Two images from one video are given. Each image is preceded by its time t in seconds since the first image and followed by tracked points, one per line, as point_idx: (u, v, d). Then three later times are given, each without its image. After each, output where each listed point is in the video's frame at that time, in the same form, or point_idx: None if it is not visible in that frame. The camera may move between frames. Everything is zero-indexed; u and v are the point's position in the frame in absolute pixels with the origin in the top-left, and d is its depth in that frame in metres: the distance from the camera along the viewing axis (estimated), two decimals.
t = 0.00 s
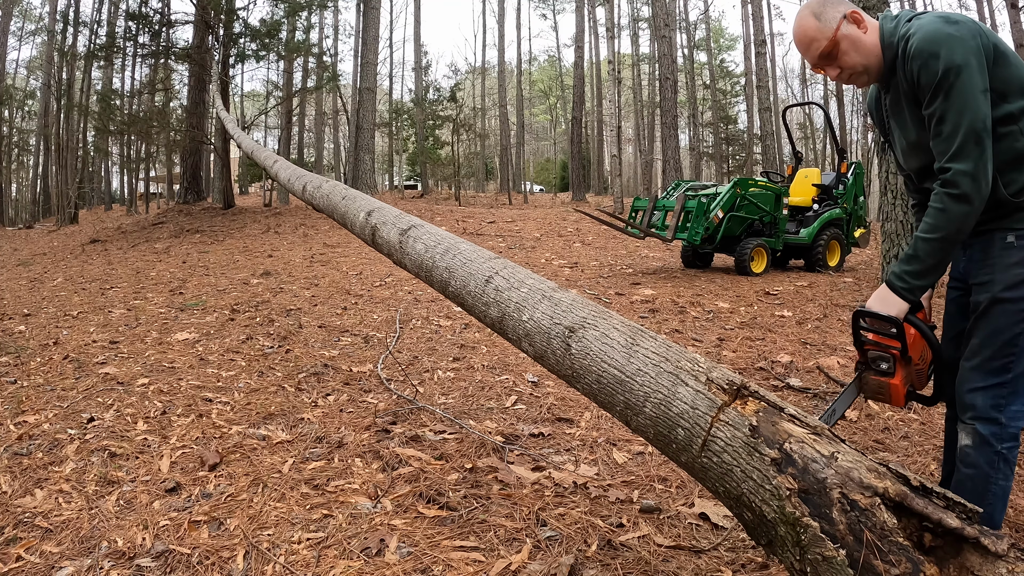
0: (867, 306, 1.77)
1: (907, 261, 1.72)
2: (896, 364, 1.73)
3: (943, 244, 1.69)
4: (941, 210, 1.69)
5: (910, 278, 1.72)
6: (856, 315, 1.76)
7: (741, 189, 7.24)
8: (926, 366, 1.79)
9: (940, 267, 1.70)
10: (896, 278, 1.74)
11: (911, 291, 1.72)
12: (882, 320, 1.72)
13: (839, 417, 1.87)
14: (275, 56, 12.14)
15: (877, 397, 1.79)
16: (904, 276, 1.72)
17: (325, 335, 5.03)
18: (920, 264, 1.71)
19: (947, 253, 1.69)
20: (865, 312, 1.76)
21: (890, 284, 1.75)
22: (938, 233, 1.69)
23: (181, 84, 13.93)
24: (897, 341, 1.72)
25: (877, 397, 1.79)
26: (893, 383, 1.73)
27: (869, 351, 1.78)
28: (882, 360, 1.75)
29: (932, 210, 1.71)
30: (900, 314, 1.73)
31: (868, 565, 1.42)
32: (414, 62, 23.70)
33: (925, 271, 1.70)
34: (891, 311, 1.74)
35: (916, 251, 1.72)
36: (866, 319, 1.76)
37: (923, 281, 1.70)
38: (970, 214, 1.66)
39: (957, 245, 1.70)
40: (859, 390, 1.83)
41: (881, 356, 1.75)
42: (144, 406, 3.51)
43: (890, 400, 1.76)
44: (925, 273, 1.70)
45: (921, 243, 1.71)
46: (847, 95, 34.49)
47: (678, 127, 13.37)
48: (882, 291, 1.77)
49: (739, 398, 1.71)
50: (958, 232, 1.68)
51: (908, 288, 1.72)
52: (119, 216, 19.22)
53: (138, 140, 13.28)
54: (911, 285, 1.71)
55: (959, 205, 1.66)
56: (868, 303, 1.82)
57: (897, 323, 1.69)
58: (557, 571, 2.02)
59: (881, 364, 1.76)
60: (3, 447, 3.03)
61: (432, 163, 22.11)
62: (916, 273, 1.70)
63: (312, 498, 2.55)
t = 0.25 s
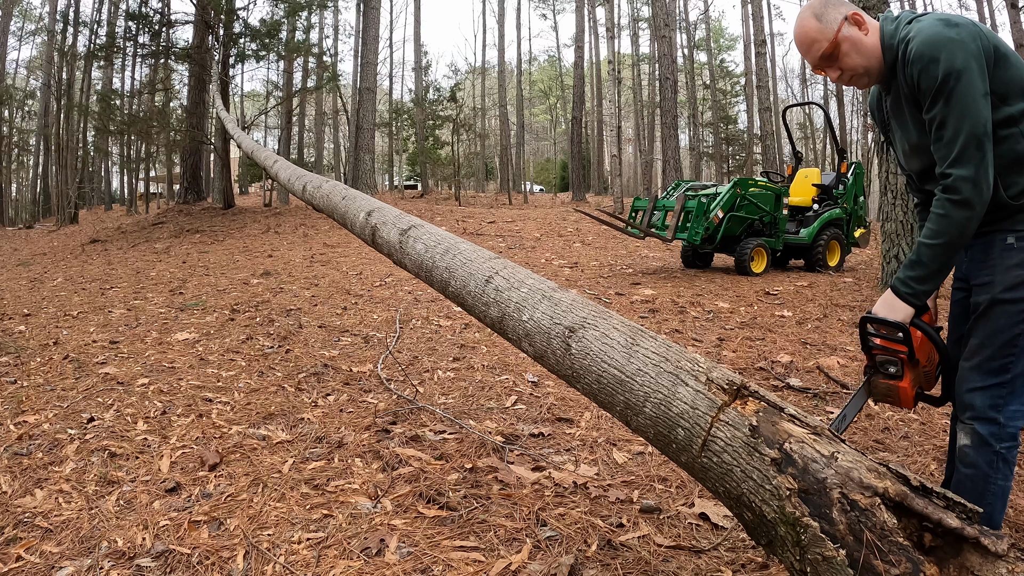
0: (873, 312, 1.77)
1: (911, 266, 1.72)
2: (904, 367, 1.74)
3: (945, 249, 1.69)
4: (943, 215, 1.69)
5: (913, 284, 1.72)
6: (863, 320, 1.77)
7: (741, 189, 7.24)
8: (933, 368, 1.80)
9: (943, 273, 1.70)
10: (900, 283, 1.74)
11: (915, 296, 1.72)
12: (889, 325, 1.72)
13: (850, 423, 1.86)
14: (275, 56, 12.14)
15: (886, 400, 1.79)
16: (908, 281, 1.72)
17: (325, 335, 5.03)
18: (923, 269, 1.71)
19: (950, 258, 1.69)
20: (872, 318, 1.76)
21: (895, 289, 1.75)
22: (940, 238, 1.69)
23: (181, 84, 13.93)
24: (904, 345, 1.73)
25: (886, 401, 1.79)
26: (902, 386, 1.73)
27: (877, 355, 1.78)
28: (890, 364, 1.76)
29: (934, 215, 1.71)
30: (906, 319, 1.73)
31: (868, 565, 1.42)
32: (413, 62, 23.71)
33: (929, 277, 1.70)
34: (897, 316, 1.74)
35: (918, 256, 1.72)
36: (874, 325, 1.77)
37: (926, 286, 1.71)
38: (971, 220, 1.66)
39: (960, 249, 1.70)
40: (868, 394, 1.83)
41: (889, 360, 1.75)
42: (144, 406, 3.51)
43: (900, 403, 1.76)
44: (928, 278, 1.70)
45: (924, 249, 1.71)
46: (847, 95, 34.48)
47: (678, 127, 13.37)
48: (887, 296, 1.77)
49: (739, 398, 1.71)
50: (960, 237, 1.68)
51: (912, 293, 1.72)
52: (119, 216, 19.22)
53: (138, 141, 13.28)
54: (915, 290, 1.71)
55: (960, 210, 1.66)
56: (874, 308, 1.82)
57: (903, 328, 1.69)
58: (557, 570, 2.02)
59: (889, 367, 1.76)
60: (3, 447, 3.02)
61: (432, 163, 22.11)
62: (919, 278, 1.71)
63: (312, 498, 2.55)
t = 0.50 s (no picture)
0: (875, 313, 1.77)
1: (911, 268, 1.72)
2: (907, 369, 1.74)
3: (944, 250, 1.69)
4: (942, 216, 1.69)
5: (913, 285, 1.72)
6: (864, 324, 1.77)
7: (741, 189, 7.24)
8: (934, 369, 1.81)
9: (943, 274, 1.70)
10: (901, 284, 1.74)
11: (916, 298, 1.72)
12: (891, 328, 1.72)
13: (853, 425, 1.85)
14: (276, 56, 12.14)
15: (890, 402, 1.80)
16: (909, 283, 1.73)
17: (325, 335, 5.03)
18: (922, 270, 1.71)
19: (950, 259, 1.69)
20: (873, 321, 1.76)
21: (895, 290, 1.75)
22: (940, 239, 1.69)
23: (181, 84, 13.93)
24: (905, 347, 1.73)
25: (890, 403, 1.80)
26: (905, 388, 1.74)
27: (880, 358, 1.78)
28: (893, 366, 1.76)
29: (932, 216, 1.71)
30: (908, 321, 1.73)
31: (868, 564, 1.42)
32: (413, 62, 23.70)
33: (928, 279, 1.70)
34: (898, 318, 1.74)
35: (919, 258, 1.72)
36: (874, 327, 1.77)
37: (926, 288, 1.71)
38: (970, 221, 1.66)
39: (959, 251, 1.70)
40: (871, 396, 1.84)
41: (892, 362, 1.76)
42: (144, 406, 3.51)
43: (903, 405, 1.77)
44: (929, 279, 1.70)
45: (924, 250, 1.71)
46: (847, 95, 34.49)
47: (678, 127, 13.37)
48: (888, 298, 1.77)
49: (739, 398, 1.71)
50: (960, 238, 1.68)
51: (913, 294, 1.72)
52: (119, 216, 19.22)
53: (138, 141, 13.28)
54: (915, 291, 1.72)
55: (959, 211, 1.66)
56: (876, 311, 1.81)
57: (905, 330, 1.69)
58: (557, 570, 2.02)
59: (892, 370, 1.77)
60: (3, 447, 3.02)
61: (432, 163, 22.11)
62: (920, 280, 1.71)
63: (312, 498, 2.55)
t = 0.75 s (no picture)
0: (875, 314, 1.77)
1: (911, 267, 1.72)
2: (907, 370, 1.74)
3: (944, 249, 1.69)
4: (942, 215, 1.69)
5: (913, 284, 1.72)
6: (864, 325, 1.76)
7: (741, 189, 7.24)
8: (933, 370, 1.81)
9: (942, 273, 1.70)
10: (901, 284, 1.74)
11: (916, 297, 1.72)
12: (891, 328, 1.72)
13: (854, 427, 1.85)
14: (275, 56, 12.14)
15: (890, 404, 1.80)
16: (909, 282, 1.72)
17: (325, 335, 5.03)
18: (923, 270, 1.71)
19: (950, 258, 1.69)
20: (873, 321, 1.75)
21: (896, 290, 1.75)
22: (940, 237, 1.69)
23: (181, 84, 13.93)
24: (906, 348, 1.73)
25: (890, 404, 1.79)
26: (906, 390, 1.74)
27: (880, 358, 1.78)
28: (893, 367, 1.76)
29: (932, 215, 1.71)
30: (908, 322, 1.73)
31: (868, 565, 1.42)
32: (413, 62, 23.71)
33: (928, 278, 1.70)
34: (898, 319, 1.74)
35: (918, 257, 1.72)
36: (874, 328, 1.76)
37: (926, 287, 1.71)
38: (970, 219, 1.66)
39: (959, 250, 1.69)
40: (872, 397, 1.83)
41: (892, 363, 1.75)
42: (144, 406, 3.51)
43: (903, 406, 1.76)
44: (929, 278, 1.70)
45: (923, 249, 1.71)
46: (847, 95, 34.47)
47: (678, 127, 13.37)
48: (888, 298, 1.77)
49: (738, 397, 1.71)
50: (960, 237, 1.67)
51: (914, 294, 1.72)
52: (119, 216, 19.22)
53: (139, 141, 13.28)
54: (915, 291, 1.71)
55: (959, 209, 1.66)
56: (875, 312, 1.81)
57: (905, 331, 1.69)
58: (557, 571, 2.02)
59: (893, 371, 1.76)
60: (3, 447, 3.02)
61: (432, 163, 22.11)
62: (920, 279, 1.71)
63: (312, 498, 2.55)
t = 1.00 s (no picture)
0: (875, 317, 1.78)
1: (911, 269, 1.72)
2: (907, 372, 1.73)
3: (944, 251, 1.69)
4: (941, 216, 1.69)
5: (914, 286, 1.72)
6: (864, 327, 1.76)
7: (741, 189, 7.24)
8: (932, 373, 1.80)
9: (942, 275, 1.70)
10: (901, 286, 1.74)
11: (916, 299, 1.72)
12: (891, 332, 1.72)
13: (853, 429, 1.83)
14: (275, 56, 12.14)
15: (889, 407, 1.78)
16: (908, 285, 1.73)
17: (325, 335, 5.03)
18: (922, 272, 1.71)
19: (950, 260, 1.69)
20: (873, 324, 1.76)
21: (896, 292, 1.75)
22: (939, 238, 1.69)
23: (181, 84, 13.93)
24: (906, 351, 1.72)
25: (890, 407, 1.78)
26: (906, 392, 1.72)
27: (879, 361, 1.77)
28: (893, 370, 1.75)
29: (932, 216, 1.71)
30: (908, 325, 1.73)
31: (868, 565, 1.42)
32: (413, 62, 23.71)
33: (928, 280, 1.70)
34: (898, 322, 1.74)
35: (918, 259, 1.72)
36: (875, 331, 1.76)
37: (927, 289, 1.71)
38: (970, 220, 1.66)
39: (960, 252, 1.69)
40: (872, 400, 1.81)
41: (893, 365, 1.74)
42: (144, 406, 3.51)
43: (904, 409, 1.75)
44: (929, 281, 1.70)
45: (923, 251, 1.71)
46: (847, 95, 34.46)
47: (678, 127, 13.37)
48: (889, 301, 1.77)
49: (739, 398, 1.71)
50: (959, 238, 1.67)
51: (914, 296, 1.72)
52: (119, 216, 19.22)
53: (139, 141, 13.28)
54: (915, 293, 1.72)
55: (959, 210, 1.66)
56: (876, 315, 1.82)
57: (905, 334, 1.69)
58: (557, 571, 2.02)
59: (893, 373, 1.75)
60: (3, 447, 3.02)
61: (432, 163, 22.11)
62: (920, 281, 1.71)
63: (312, 498, 2.55)
